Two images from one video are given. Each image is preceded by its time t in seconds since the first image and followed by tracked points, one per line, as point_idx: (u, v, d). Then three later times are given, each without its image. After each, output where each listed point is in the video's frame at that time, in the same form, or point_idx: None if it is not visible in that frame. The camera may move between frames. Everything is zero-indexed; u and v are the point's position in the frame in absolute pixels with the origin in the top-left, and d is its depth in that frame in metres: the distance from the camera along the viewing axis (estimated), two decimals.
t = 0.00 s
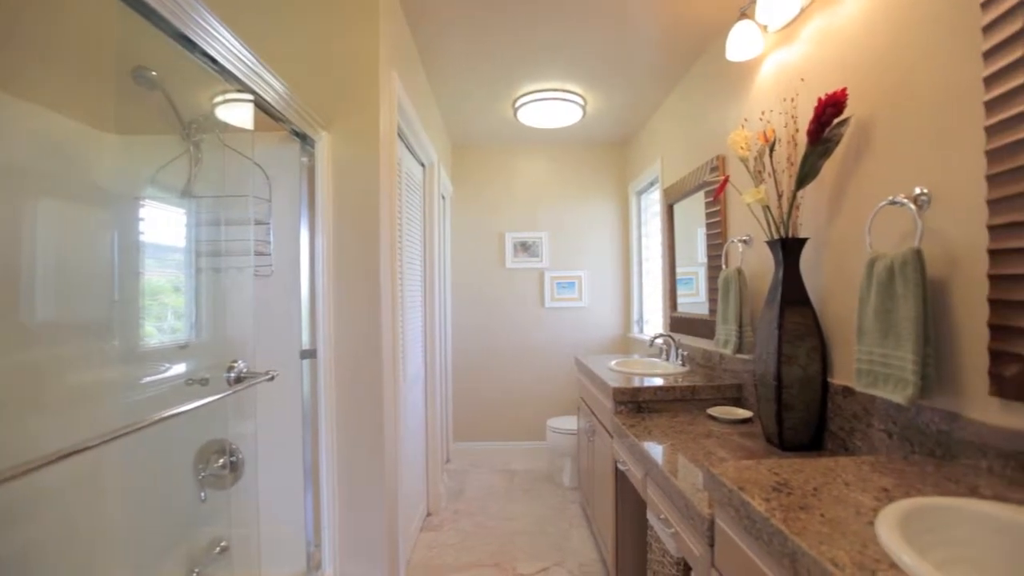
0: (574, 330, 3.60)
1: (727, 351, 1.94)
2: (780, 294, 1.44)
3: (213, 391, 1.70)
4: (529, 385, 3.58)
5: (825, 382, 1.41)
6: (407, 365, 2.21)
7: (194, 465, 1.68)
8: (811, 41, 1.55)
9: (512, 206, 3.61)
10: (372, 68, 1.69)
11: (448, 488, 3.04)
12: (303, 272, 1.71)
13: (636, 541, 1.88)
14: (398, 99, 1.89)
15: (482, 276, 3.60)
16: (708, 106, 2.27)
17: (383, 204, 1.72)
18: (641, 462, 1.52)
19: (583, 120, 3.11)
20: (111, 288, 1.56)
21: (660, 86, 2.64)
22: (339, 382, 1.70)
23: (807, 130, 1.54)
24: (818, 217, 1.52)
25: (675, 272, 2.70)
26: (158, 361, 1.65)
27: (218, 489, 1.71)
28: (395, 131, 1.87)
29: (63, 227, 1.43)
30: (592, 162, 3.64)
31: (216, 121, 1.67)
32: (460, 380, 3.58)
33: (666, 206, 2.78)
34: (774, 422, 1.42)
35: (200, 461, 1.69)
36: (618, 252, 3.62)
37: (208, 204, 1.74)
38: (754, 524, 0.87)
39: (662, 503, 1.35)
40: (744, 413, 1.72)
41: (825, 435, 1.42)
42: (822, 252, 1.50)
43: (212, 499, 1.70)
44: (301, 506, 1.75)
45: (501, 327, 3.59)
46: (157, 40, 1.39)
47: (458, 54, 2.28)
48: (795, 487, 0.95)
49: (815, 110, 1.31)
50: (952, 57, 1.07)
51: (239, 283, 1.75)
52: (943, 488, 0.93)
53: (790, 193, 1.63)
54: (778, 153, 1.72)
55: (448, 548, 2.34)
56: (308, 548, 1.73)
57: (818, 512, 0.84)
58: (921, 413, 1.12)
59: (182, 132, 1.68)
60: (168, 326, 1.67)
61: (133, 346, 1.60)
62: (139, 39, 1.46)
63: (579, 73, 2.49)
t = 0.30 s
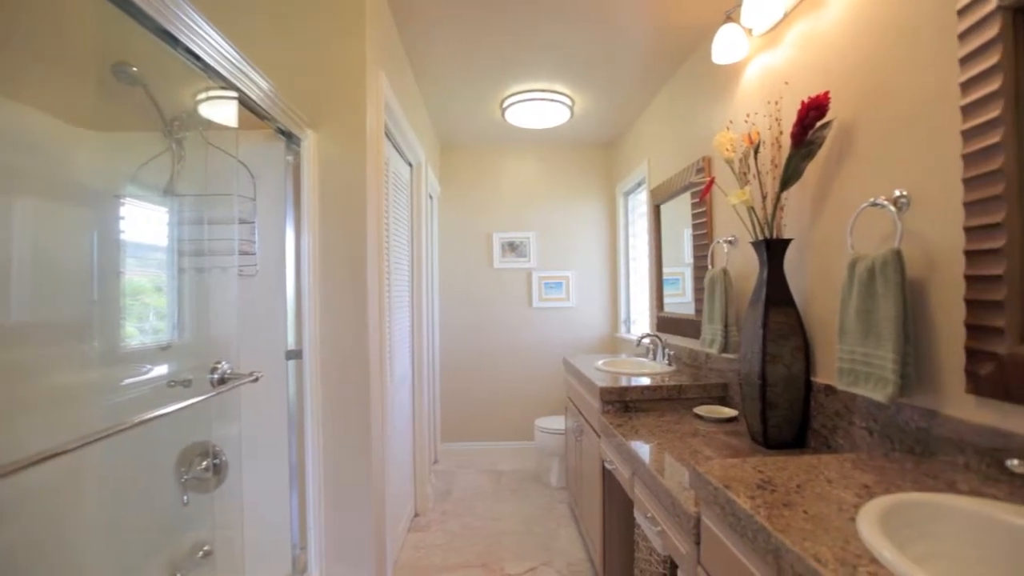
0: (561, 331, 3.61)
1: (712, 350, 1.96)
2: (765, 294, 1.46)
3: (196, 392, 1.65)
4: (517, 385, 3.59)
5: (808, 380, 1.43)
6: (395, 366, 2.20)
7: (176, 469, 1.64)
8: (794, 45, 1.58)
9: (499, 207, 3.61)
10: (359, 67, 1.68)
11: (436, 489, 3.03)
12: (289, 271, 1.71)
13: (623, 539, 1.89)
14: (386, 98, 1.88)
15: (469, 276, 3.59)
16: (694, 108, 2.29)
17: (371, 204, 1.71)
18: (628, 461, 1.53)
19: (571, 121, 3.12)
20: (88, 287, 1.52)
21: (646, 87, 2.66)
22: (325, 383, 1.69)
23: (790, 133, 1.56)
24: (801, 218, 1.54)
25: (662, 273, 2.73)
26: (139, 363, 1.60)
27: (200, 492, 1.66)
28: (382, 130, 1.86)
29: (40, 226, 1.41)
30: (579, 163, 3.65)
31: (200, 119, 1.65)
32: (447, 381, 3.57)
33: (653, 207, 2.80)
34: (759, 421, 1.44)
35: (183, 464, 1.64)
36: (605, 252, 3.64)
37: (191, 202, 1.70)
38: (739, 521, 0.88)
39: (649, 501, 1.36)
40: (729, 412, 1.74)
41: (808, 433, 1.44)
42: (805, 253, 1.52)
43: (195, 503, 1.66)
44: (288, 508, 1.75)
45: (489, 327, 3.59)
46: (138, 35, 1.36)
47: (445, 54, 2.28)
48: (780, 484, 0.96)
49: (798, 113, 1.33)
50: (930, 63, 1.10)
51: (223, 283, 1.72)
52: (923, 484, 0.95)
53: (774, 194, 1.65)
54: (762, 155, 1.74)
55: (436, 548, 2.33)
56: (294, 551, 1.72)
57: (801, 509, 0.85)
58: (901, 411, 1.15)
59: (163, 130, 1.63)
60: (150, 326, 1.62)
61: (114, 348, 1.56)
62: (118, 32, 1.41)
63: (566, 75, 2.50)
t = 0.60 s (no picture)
0: (549, 331, 3.61)
1: (698, 350, 1.98)
2: (750, 295, 1.48)
3: (179, 394, 1.61)
4: (505, 385, 3.59)
5: (792, 379, 1.45)
6: (382, 367, 2.19)
7: (157, 472, 1.59)
8: (778, 49, 1.60)
9: (487, 207, 3.61)
10: (345, 65, 1.66)
11: (423, 490, 3.01)
12: (274, 271, 1.69)
13: (611, 539, 1.90)
14: (372, 97, 1.87)
15: (457, 276, 3.58)
16: (680, 110, 2.31)
17: (357, 205, 1.70)
18: (616, 461, 1.54)
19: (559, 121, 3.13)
20: (66, 287, 1.47)
21: (634, 89, 2.68)
22: (311, 384, 1.67)
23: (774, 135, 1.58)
24: (785, 219, 1.56)
25: (649, 273, 2.74)
26: (119, 364, 1.55)
27: (183, 496, 1.63)
28: (368, 129, 1.85)
29: (15, 224, 1.36)
30: (567, 163, 3.66)
31: (183, 116, 1.62)
32: (435, 381, 3.55)
33: (639, 208, 2.82)
34: (744, 420, 1.45)
35: (163, 467, 1.60)
36: (593, 253, 3.66)
37: (173, 200, 1.67)
38: (724, 519, 0.89)
39: (636, 501, 1.37)
40: (715, 411, 1.76)
41: (791, 431, 1.46)
42: (788, 254, 1.55)
43: (177, 508, 1.61)
44: (273, 510, 1.73)
45: (477, 327, 3.58)
46: (118, 31, 1.34)
47: (432, 54, 2.27)
48: (764, 482, 0.97)
49: (782, 116, 1.34)
50: (909, 68, 1.12)
51: (206, 283, 1.69)
52: (902, 481, 0.97)
53: (758, 196, 1.67)
54: (747, 157, 1.77)
55: (423, 550, 2.32)
56: (279, 554, 1.70)
57: (784, 506, 0.86)
58: (881, 409, 1.17)
59: (146, 127, 1.60)
60: (131, 328, 1.57)
61: (92, 350, 1.51)
62: (94, 27, 1.39)
63: (554, 76, 2.51)
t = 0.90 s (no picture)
0: (537, 331, 3.62)
1: (685, 350, 1.99)
2: (736, 295, 1.49)
3: (161, 396, 1.58)
4: (493, 386, 3.58)
5: (777, 378, 1.47)
6: (369, 368, 2.18)
7: (139, 476, 1.55)
8: (763, 52, 1.62)
9: (476, 207, 3.60)
10: (332, 63, 1.65)
11: (411, 491, 3.00)
12: (259, 271, 1.68)
13: (599, 538, 1.91)
14: (359, 96, 1.85)
15: (445, 276, 3.57)
16: (667, 112, 2.33)
17: (345, 205, 1.69)
18: (603, 460, 1.54)
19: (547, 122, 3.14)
20: (44, 287, 1.45)
21: (621, 90, 2.69)
22: (297, 385, 1.66)
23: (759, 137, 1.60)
24: (770, 221, 1.58)
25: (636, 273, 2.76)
26: (99, 366, 1.51)
27: (165, 500, 1.59)
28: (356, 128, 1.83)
29: None
30: (555, 164, 3.67)
31: (165, 112, 1.58)
32: (423, 382, 3.54)
33: (627, 209, 2.84)
34: (730, 418, 1.47)
35: (145, 471, 1.57)
36: (581, 253, 3.67)
37: (155, 198, 1.64)
38: (710, 517, 0.90)
39: (624, 500, 1.38)
40: (701, 410, 1.78)
41: (775, 430, 1.48)
42: (774, 254, 1.57)
43: (159, 512, 1.58)
44: (257, 513, 1.72)
45: (465, 328, 3.58)
46: (97, 24, 1.30)
47: (420, 54, 2.26)
48: (749, 480, 0.99)
49: (767, 119, 1.36)
50: (890, 72, 1.14)
51: (190, 282, 1.65)
52: (883, 478, 0.99)
53: (744, 197, 1.69)
54: (733, 158, 1.79)
55: (411, 551, 2.31)
56: (263, 557, 1.70)
57: (769, 504, 0.88)
58: (863, 407, 1.19)
59: (126, 124, 1.57)
60: (111, 328, 1.54)
61: (71, 351, 1.47)
62: (70, 20, 1.35)
63: (542, 76, 2.51)
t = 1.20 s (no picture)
0: (526, 331, 3.62)
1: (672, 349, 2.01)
2: (722, 295, 1.51)
3: (142, 398, 1.56)
4: (481, 386, 3.58)
5: (762, 377, 1.49)
6: (357, 368, 2.16)
7: (121, 480, 1.52)
8: (749, 55, 1.64)
9: (464, 207, 3.60)
10: (319, 62, 1.63)
11: (399, 492, 2.98)
12: (245, 270, 1.66)
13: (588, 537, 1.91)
14: (347, 94, 1.84)
15: (433, 276, 3.56)
16: (655, 113, 2.34)
17: (332, 204, 1.68)
18: (591, 460, 1.55)
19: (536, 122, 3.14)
20: (23, 288, 1.39)
21: (610, 92, 2.71)
22: (283, 386, 1.64)
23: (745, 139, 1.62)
24: (756, 222, 1.60)
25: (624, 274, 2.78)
26: (79, 368, 1.47)
27: (147, 503, 1.57)
28: (343, 127, 1.82)
29: None
30: (544, 164, 3.68)
31: (146, 110, 1.56)
32: (411, 383, 3.52)
33: (615, 209, 2.85)
34: (716, 418, 1.48)
35: (127, 474, 1.54)
36: (569, 253, 3.68)
37: (138, 196, 1.61)
38: (697, 515, 0.90)
39: (612, 499, 1.39)
40: (688, 409, 1.79)
41: (760, 428, 1.50)
42: (759, 255, 1.59)
43: (141, 515, 1.55)
44: (243, 515, 1.70)
45: (453, 328, 3.57)
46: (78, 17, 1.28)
47: (408, 53, 2.25)
48: (735, 478, 1.00)
49: (753, 121, 1.38)
50: (871, 76, 1.16)
51: (173, 283, 1.64)
52: (865, 475, 1.00)
53: (730, 198, 1.71)
54: (719, 160, 1.80)
55: (400, 552, 2.30)
56: (250, 561, 1.68)
57: (755, 501, 0.89)
58: (846, 405, 1.21)
59: (107, 120, 1.54)
60: (92, 329, 1.50)
61: (51, 352, 1.42)
62: (50, 11, 1.31)
63: (531, 76, 2.52)
